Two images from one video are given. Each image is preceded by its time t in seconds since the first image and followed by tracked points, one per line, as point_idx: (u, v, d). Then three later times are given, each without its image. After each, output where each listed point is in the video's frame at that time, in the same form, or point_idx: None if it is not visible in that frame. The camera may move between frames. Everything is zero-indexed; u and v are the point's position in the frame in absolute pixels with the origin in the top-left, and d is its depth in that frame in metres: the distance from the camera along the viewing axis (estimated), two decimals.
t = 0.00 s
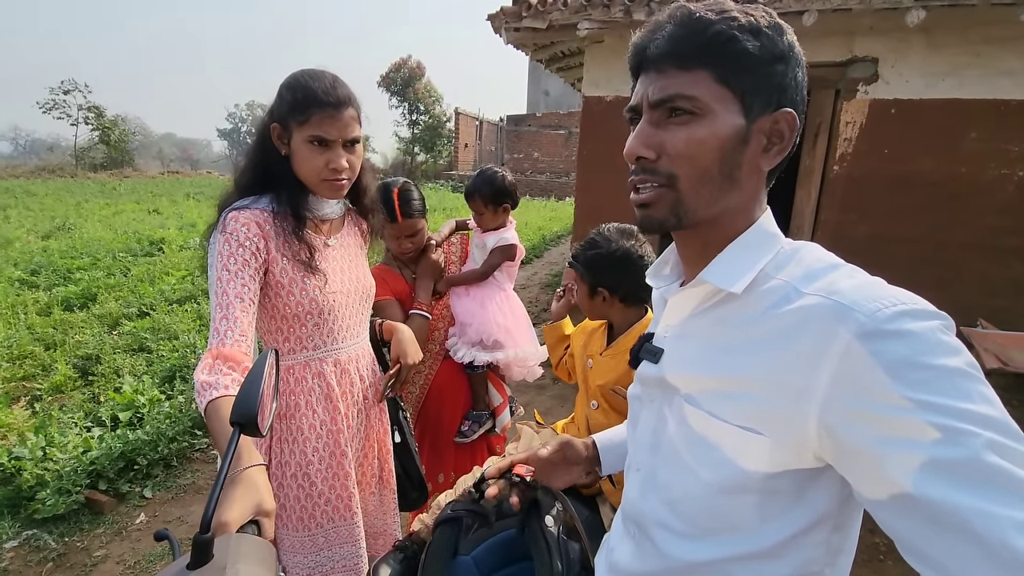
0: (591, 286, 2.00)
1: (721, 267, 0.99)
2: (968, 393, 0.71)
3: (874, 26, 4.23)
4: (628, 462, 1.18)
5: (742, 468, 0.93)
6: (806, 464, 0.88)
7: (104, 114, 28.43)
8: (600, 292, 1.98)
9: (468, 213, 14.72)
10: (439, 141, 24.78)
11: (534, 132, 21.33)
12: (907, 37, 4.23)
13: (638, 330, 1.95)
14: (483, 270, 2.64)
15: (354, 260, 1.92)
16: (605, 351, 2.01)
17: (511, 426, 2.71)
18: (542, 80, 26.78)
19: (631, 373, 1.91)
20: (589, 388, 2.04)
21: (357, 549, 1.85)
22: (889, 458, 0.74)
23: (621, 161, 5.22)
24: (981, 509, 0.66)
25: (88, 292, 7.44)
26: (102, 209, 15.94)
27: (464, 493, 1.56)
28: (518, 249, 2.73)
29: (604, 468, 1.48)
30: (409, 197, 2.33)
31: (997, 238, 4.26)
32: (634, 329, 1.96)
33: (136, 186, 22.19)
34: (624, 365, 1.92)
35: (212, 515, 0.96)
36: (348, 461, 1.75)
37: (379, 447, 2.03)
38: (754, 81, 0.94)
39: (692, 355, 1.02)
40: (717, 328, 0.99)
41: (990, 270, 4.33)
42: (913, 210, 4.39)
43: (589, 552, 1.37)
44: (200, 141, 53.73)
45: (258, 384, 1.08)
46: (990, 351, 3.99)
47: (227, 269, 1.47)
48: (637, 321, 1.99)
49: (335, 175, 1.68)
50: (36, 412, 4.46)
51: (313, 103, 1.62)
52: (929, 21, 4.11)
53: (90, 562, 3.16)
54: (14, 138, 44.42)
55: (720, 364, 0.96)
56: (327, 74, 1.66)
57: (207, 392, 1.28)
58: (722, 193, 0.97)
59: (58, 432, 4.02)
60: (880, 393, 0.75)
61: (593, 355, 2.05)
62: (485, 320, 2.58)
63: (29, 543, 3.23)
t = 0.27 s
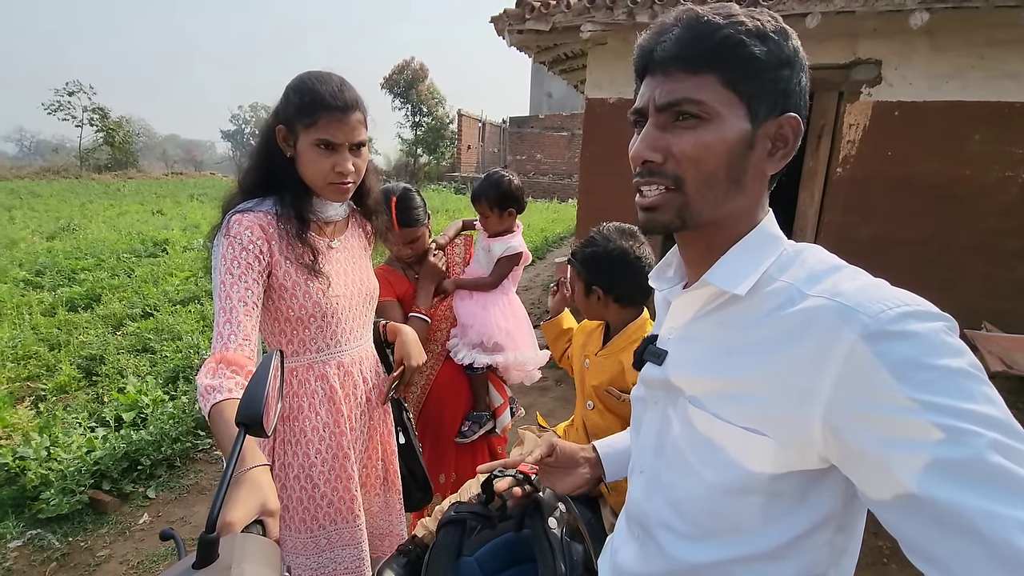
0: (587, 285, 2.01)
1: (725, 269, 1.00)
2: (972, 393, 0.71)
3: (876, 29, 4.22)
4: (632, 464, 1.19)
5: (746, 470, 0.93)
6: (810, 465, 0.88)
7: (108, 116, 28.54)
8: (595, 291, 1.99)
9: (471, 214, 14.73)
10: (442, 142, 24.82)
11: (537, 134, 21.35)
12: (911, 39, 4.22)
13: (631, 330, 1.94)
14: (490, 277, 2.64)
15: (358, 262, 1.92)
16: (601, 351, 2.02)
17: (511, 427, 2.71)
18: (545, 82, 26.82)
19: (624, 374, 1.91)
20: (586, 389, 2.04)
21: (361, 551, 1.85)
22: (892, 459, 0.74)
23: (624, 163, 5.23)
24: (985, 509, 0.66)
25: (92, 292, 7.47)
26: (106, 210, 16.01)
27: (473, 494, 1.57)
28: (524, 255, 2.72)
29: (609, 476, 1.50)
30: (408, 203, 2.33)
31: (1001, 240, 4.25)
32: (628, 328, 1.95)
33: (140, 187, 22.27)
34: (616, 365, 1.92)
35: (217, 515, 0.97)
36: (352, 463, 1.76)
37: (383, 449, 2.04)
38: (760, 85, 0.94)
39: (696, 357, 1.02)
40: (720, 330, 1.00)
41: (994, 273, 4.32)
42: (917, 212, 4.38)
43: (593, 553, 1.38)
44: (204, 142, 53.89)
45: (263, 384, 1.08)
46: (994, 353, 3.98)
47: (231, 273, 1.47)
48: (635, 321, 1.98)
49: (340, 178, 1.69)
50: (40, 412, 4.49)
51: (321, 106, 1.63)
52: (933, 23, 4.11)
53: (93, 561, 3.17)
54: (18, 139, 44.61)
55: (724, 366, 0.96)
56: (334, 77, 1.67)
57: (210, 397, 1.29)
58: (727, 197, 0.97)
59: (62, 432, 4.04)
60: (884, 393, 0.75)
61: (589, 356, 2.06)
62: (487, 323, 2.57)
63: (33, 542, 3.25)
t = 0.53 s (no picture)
0: (584, 275, 2.03)
1: (722, 273, 1.01)
2: (969, 395, 0.71)
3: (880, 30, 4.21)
4: (632, 467, 1.19)
5: (745, 472, 0.93)
6: (809, 467, 0.88)
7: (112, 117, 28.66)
8: (592, 281, 2.00)
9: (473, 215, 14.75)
10: (445, 143, 24.86)
11: (539, 135, 21.38)
12: (914, 41, 4.21)
13: (616, 329, 1.94)
14: (492, 280, 2.63)
15: (358, 264, 1.93)
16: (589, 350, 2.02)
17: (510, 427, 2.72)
18: (547, 83, 26.84)
19: (607, 373, 1.91)
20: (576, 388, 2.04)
21: (358, 554, 1.86)
22: (890, 460, 0.74)
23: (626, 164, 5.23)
24: (983, 511, 0.67)
25: (96, 293, 7.50)
26: (110, 211, 16.07)
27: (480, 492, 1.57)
28: (527, 258, 2.71)
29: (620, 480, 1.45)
30: (410, 206, 2.33)
31: (1004, 242, 4.25)
32: (614, 327, 1.95)
33: (143, 188, 22.35)
34: (603, 364, 1.93)
35: (220, 514, 0.97)
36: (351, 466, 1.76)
37: (383, 451, 2.05)
38: (761, 90, 0.95)
39: (695, 359, 1.02)
40: (719, 332, 1.00)
41: (997, 275, 4.31)
42: (920, 214, 4.38)
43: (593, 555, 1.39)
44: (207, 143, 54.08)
45: (265, 385, 1.09)
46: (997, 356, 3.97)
47: (231, 277, 1.48)
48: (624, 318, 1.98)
49: (343, 182, 1.70)
50: (44, 412, 4.50)
51: (325, 110, 1.63)
52: (937, 25, 4.10)
53: (96, 561, 3.18)
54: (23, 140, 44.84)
55: (722, 368, 0.97)
56: (338, 81, 1.68)
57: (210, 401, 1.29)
58: (725, 200, 0.97)
59: (65, 432, 4.05)
60: (881, 395, 0.75)
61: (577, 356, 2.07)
62: (489, 328, 2.55)
63: (36, 541, 3.26)
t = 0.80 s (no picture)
0: (571, 277, 2.05)
1: (721, 274, 1.01)
2: (968, 394, 0.71)
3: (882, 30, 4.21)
4: (632, 467, 1.19)
5: (745, 472, 0.93)
6: (809, 467, 0.88)
7: (115, 118, 28.78)
8: (580, 282, 2.02)
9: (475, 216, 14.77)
10: (447, 144, 24.87)
11: (541, 135, 21.41)
12: (917, 41, 4.21)
13: (609, 329, 1.94)
14: (495, 281, 2.65)
15: (353, 263, 1.95)
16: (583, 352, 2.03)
17: (515, 431, 2.69)
18: (550, 83, 26.84)
19: (604, 375, 1.92)
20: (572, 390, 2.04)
21: (353, 554, 1.88)
22: (889, 460, 0.74)
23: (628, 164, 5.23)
24: (983, 510, 0.67)
25: (99, 293, 7.53)
26: (114, 211, 16.14)
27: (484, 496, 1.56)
28: (528, 259, 2.73)
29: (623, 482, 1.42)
30: (414, 206, 2.32)
31: (1008, 242, 4.23)
32: (607, 326, 1.95)
33: (147, 189, 22.42)
34: (599, 365, 1.93)
35: (222, 513, 0.98)
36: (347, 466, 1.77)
37: (380, 450, 2.07)
38: (757, 92, 0.95)
39: (694, 359, 1.03)
40: (718, 333, 1.00)
41: (1001, 275, 4.30)
42: (923, 213, 4.37)
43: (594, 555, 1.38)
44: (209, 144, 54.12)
45: (267, 384, 1.09)
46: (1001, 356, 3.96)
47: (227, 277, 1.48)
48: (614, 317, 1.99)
49: (342, 186, 1.71)
50: (48, 412, 4.52)
51: (330, 115, 1.64)
52: (939, 25, 4.09)
53: (100, 560, 3.19)
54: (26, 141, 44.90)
55: (721, 368, 0.97)
56: (343, 86, 1.69)
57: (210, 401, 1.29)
58: (726, 203, 0.98)
59: (69, 431, 4.08)
60: (880, 395, 0.75)
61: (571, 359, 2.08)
62: (491, 329, 2.56)
63: (40, 540, 3.28)
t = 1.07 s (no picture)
0: (561, 278, 2.04)
1: (720, 273, 1.01)
2: (967, 392, 0.71)
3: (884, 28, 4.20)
4: (632, 466, 1.20)
5: (745, 471, 0.93)
6: (808, 466, 0.89)
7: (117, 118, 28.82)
8: (569, 282, 2.01)
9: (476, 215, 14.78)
10: (449, 143, 24.87)
11: (543, 134, 21.41)
12: (919, 38, 4.20)
13: (603, 327, 1.95)
14: (501, 281, 2.67)
15: (344, 258, 1.96)
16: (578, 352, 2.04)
17: (519, 434, 2.69)
18: (551, 82, 26.83)
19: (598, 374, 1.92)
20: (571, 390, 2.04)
21: (357, 542, 1.89)
22: (889, 458, 0.75)
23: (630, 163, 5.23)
24: (982, 508, 0.67)
25: (102, 292, 7.55)
26: (116, 211, 16.17)
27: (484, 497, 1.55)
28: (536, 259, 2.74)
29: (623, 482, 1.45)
30: (422, 207, 2.32)
31: (1010, 240, 4.23)
32: (600, 325, 1.96)
33: (149, 189, 22.45)
34: (593, 365, 1.94)
35: (223, 510, 0.98)
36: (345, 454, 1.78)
37: (377, 440, 2.08)
38: (753, 89, 0.95)
39: (694, 357, 1.03)
40: (717, 330, 1.01)
41: (1004, 273, 4.29)
42: (925, 211, 4.36)
43: (595, 554, 1.38)
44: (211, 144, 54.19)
45: (268, 382, 1.10)
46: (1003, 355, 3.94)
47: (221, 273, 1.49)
48: (607, 316, 2.00)
49: (348, 187, 1.76)
50: (51, 410, 4.54)
51: (355, 121, 1.68)
52: (941, 22, 4.08)
53: (103, 558, 3.21)
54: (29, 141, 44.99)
55: (721, 367, 0.97)
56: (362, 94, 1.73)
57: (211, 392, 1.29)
58: (721, 200, 0.98)
59: (73, 430, 4.09)
60: (879, 394, 0.76)
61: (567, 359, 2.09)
62: (496, 328, 2.57)
63: (44, 539, 3.29)
